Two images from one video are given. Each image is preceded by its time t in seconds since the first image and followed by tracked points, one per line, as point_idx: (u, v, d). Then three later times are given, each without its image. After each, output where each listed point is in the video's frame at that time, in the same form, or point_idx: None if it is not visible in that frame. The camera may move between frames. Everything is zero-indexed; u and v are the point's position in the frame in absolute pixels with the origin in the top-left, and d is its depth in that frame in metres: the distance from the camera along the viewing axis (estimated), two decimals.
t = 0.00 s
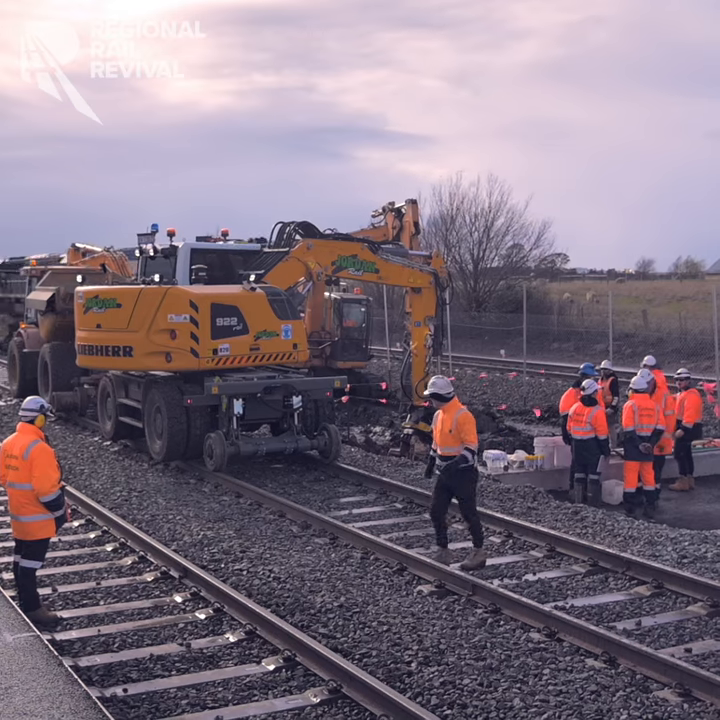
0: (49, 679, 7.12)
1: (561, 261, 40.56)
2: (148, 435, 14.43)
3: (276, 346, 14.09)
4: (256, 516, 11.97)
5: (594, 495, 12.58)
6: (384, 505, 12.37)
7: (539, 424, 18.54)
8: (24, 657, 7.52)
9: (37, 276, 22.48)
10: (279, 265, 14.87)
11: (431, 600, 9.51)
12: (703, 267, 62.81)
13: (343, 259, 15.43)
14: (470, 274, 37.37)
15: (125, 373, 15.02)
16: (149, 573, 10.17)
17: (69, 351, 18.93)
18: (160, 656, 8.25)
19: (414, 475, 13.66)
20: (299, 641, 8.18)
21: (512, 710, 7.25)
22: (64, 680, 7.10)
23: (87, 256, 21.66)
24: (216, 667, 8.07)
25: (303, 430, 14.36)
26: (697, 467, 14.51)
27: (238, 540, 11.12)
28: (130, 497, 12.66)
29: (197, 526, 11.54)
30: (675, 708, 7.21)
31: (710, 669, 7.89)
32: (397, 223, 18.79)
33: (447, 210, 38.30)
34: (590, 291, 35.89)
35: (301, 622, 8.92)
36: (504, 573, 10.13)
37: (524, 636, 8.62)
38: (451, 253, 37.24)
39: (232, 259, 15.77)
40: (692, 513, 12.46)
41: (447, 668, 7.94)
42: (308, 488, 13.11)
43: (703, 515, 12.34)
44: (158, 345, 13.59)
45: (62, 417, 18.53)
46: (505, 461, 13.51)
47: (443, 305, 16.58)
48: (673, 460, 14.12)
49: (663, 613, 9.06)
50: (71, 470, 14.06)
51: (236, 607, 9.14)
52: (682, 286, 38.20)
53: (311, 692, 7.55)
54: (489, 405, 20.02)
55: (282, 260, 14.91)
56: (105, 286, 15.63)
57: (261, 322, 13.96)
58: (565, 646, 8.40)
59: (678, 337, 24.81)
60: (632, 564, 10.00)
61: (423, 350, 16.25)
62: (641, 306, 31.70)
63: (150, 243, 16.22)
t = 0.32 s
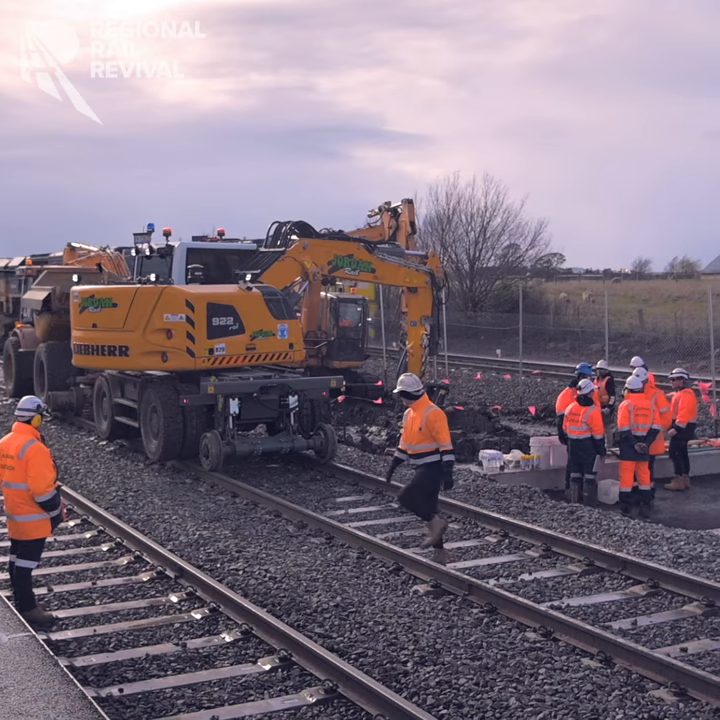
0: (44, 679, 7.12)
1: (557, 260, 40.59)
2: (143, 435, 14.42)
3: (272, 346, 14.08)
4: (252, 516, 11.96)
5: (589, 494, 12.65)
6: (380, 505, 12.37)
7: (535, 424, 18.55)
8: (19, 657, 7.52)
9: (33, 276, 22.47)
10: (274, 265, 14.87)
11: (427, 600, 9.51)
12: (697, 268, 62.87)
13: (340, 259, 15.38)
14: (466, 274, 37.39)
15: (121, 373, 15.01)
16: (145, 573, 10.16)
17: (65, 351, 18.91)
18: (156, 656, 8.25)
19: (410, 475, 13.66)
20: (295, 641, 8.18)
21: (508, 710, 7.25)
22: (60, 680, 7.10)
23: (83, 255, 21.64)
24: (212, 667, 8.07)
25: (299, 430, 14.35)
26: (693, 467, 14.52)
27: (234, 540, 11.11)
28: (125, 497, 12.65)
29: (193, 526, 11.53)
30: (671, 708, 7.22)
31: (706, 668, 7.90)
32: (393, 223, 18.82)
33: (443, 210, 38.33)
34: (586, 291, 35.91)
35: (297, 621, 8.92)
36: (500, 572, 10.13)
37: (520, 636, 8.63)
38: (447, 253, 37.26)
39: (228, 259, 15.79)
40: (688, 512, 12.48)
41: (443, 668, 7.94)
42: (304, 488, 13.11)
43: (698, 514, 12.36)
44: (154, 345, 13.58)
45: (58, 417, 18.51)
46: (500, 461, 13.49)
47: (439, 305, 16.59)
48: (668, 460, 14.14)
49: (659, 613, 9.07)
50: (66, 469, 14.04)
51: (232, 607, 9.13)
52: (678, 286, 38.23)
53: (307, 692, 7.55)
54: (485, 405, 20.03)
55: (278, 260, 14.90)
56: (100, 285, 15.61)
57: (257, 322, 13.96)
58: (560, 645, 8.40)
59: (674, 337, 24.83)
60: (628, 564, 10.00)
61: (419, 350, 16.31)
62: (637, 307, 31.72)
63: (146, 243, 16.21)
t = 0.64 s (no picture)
0: (28, 680, 7.10)
1: (541, 261, 40.72)
2: (128, 436, 14.38)
3: (257, 346, 14.07)
4: (237, 516, 11.95)
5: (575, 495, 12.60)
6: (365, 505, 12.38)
7: (520, 424, 18.60)
8: (3, 658, 7.50)
9: (17, 276, 22.38)
10: (260, 266, 14.88)
11: (412, 600, 9.51)
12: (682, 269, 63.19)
13: (325, 259, 15.35)
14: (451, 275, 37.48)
15: (106, 373, 14.97)
16: (130, 574, 10.14)
17: (50, 351, 18.85)
18: (141, 656, 8.24)
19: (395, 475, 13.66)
20: (280, 642, 8.18)
21: (493, 709, 7.27)
22: (45, 681, 7.08)
23: (67, 255, 21.58)
24: (197, 667, 8.06)
25: (285, 430, 14.34)
26: (676, 467, 14.59)
27: (219, 540, 11.09)
28: (110, 497, 12.62)
29: (178, 527, 11.51)
30: (655, 706, 7.25)
31: (690, 667, 7.93)
32: (378, 223, 18.84)
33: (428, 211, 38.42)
34: (571, 292, 36.03)
35: (282, 622, 8.91)
36: (485, 572, 10.16)
37: (505, 635, 8.64)
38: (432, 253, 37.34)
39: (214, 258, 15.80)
40: (672, 512, 12.53)
41: (428, 668, 7.95)
42: (289, 489, 13.09)
43: (682, 514, 12.42)
44: (139, 345, 13.55)
45: (43, 417, 18.45)
46: (486, 461, 13.61)
47: (424, 305, 16.50)
48: (652, 460, 14.20)
49: (643, 612, 9.10)
50: (51, 470, 13.99)
51: (217, 608, 9.12)
52: (662, 286, 38.40)
53: (292, 692, 7.54)
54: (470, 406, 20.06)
55: (263, 260, 14.89)
56: (85, 286, 15.57)
57: (242, 322, 13.94)
58: (545, 645, 8.43)
59: (658, 337, 24.93)
60: (612, 563, 10.03)
61: (404, 350, 16.14)
62: (621, 307, 31.85)
63: (130, 243, 16.18)
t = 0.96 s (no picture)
0: (7, 683, 7.06)
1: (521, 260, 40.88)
2: (108, 436, 14.33)
3: (237, 346, 14.05)
4: (218, 516, 11.93)
5: (555, 494, 12.70)
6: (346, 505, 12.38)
7: (500, 423, 18.65)
8: None
9: None
10: (240, 266, 14.86)
11: (392, 600, 9.52)
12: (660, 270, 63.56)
13: (305, 259, 15.32)
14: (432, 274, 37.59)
15: (85, 373, 14.91)
16: (110, 574, 10.11)
17: (28, 351, 18.76)
18: (121, 657, 8.21)
19: (376, 474, 13.66)
20: (260, 643, 8.17)
21: (473, 708, 7.28)
22: (23, 683, 7.05)
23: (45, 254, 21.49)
24: (177, 668, 8.04)
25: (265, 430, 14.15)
26: (655, 466, 14.66)
27: (199, 540, 11.07)
28: (90, 498, 12.58)
29: (158, 527, 11.48)
30: (634, 704, 7.29)
31: (669, 665, 7.97)
32: (359, 223, 18.84)
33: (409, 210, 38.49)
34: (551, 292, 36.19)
35: (263, 622, 8.90)
36: (465, 571, 10.18)
37: (485, 635, 8.66)
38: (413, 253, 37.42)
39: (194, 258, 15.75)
40: (651, 510, 12.60)
41: (408, 668, 7.96)
42: (270, 489, 13.08)
43: (662, 513, 12.49)
44: (119, 346, 13.50)
45: (21, 418, 18.34)
46: (466, 460, 13.67)
47: (404, 305, 16.47)
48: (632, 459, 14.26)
49: (623, 611, 9.14)
50: (30, 470, 13.94)
51: (198, 608, 9.10)
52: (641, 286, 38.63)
53: (272, 693, 7.54)
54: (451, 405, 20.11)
55: (242, 260, 14.86)
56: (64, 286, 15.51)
57: (222, 322, 13.91)
58: (525, 643, 8.45)
59: (638, 338, 25.05)
60: (592, 562, 10.07)
61: (384, 350, 16.19)
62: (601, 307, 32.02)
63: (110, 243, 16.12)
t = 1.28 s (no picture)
0: None
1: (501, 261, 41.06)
2: (88, 436, 14.29)
3: (218, 346, 14.04)
4: (199, 516, 11.91)
5: (536, 493, 12.69)
6: (327, 505, 12.37)
7: (482, 423, 18.66)
8: None
9: None
10: (221, 266, 14.85)
11: (374, 599, 9.53)
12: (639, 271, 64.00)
13: (286, 259, 15.30)
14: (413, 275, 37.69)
15: (65, 373, 14.86)
16: (90, 575, 10.08)
17: (7, 351, 18.67)
18: (102, 658, 8.19)
19: (358, 474, 13.65)
20: (241, 643, 8.16)
21: (454, 707, 7.29)
22: (3, 686, 7.01)
23: (25, 254, 21.40)
24: (158, 669, 8.02)
25: (247, 432, 13.88)
26: (635, 465, 14.71)
27: (180, 540, 11.05)
28: (70, 498, 12.53)
29: (139, 527, 11.45)
30: (615, 703, 7.32)
31: (649, 663, 8.01)
32: (340, 223, 18.84)
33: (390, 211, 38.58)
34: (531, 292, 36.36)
35: (244, 622, 8.89)
36: (446, 570, 10.20)
37: (467, 634, 8.67)
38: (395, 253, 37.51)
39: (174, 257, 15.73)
40: (631, 509, 12.65)
41: (390, 667, 7.96)
42: (251, 489, 13.06)
43: (642, 512, 12.55)
44: (99, 345, 13.46)
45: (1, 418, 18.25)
46: (447, 460, 13.68)
47: (385, 304, 16.39)
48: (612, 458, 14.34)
49: (603, 609, 9.18)
50: (9, 471, 13.88)
51: (178, 608, 9.09)
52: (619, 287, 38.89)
53: (254, 693, 7.53)
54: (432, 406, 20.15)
55: (223, 259, 14.85)
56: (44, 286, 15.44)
57: (203, 321, 13.89)
58: (506, 642, 8.48)
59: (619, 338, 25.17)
60: (573, 560, 10.10)
61: (365, 350, 16.09)
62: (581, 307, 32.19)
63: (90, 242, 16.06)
